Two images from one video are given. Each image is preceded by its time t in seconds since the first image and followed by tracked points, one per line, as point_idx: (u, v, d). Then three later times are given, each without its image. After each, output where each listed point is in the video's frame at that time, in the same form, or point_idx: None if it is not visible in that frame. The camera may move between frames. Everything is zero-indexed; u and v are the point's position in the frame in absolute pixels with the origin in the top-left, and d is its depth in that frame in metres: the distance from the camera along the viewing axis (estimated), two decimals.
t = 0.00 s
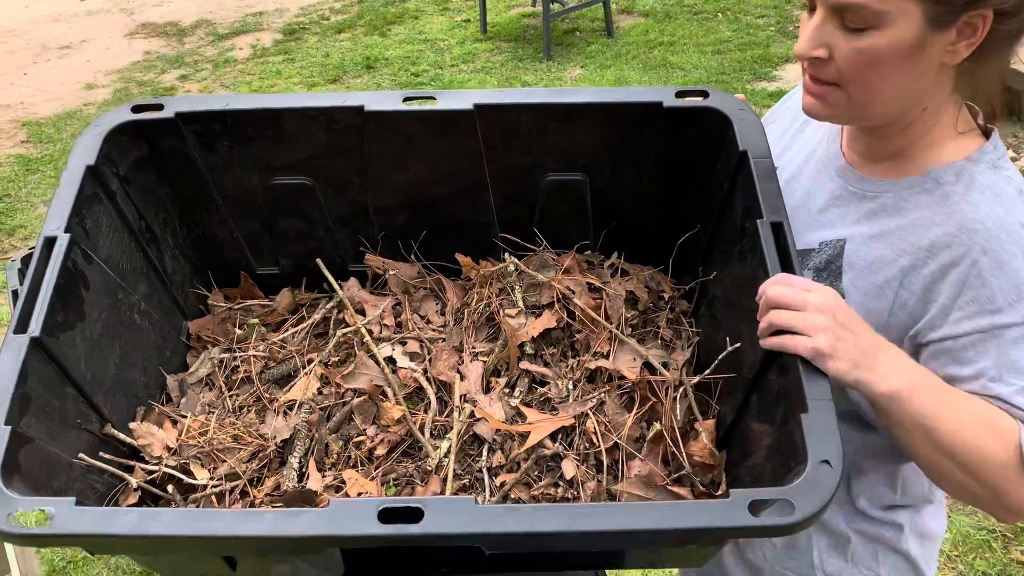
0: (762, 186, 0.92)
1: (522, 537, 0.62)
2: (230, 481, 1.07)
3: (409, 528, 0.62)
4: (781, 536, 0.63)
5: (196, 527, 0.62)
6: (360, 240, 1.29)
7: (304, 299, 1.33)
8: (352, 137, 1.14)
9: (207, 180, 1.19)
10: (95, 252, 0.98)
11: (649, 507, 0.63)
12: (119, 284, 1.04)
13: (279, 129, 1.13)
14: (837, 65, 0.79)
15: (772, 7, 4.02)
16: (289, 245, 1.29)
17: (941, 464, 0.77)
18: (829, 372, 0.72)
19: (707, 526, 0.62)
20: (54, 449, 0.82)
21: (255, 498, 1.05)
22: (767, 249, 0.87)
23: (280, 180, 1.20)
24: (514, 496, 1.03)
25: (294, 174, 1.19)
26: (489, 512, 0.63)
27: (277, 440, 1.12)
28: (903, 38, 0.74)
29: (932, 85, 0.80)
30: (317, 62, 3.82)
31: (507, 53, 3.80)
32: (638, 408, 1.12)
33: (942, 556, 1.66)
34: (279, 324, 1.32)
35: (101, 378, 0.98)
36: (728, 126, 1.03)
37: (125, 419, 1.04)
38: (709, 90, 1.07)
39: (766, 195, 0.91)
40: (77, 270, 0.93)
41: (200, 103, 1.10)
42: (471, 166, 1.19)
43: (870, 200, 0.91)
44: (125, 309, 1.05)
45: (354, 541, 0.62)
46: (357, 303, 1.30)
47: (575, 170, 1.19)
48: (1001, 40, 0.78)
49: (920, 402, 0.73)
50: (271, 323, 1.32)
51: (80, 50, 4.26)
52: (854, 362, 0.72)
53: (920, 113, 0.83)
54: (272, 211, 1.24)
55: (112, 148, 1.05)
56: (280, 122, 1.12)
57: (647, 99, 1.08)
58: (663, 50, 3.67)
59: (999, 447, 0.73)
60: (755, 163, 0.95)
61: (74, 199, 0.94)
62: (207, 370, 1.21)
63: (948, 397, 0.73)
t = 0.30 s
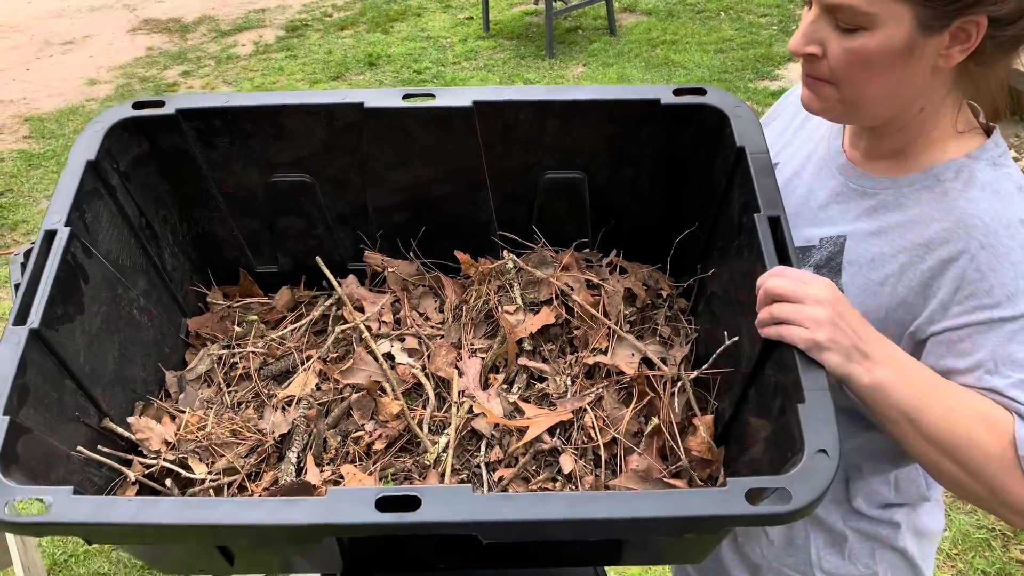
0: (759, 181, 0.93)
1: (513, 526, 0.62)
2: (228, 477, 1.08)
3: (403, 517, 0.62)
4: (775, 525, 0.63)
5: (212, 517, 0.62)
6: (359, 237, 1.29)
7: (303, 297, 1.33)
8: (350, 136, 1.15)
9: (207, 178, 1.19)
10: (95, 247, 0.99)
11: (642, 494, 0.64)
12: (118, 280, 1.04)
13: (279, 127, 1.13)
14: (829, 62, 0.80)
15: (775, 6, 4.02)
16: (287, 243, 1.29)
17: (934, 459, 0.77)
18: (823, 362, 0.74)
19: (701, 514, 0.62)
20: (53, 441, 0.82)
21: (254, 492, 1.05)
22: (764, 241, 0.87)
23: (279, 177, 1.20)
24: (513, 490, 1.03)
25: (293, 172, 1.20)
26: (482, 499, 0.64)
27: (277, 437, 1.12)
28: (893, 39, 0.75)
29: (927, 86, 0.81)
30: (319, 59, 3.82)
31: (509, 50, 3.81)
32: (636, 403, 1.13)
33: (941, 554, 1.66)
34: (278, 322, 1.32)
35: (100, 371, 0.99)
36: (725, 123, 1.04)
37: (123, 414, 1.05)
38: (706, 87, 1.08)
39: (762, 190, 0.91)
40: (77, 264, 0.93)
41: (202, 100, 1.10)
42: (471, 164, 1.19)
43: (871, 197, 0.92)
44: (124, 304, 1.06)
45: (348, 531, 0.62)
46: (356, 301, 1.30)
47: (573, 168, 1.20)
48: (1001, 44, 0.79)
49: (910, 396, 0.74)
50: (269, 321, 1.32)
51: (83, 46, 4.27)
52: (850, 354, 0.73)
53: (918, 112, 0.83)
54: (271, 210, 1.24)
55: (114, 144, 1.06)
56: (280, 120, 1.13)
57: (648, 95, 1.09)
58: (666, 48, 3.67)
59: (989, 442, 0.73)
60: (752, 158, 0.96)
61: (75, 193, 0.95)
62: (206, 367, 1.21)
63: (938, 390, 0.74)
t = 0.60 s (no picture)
0: (755, 168, 0.93)
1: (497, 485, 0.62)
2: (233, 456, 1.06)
3: (392, 476, 0.62)
4: (760, 489, 0.62)
5: (203, 473, 0.63)
6: (370, 236, 1.30)
7: (315, 294, 1.33)
8: (361, 137, 1.16)
9: (225, 175, 1.20)
10: (115, 233, 1.00)
11: (629, 456, 0.64)
12: (135, 268, 1.04)
13: (290, 122, 1.14)
14: (818, 56, 0.81)
15: (778, 4, 4.02)
16: (302, 242, 1.29)
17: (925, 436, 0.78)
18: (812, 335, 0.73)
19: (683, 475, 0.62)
20: (65, 413, 0.82)
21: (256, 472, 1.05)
22: (756, 226, 0.87)
23: (293, 176, 1.21)
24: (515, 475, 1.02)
25: (308, 170, 1.21)
26: (471, 459, 0.64)
27: (287, 430, 1.12)
28: (882, 35, 0.76)
29: (917, 81, 0.81)
30: (322, 55, 3.82)
31: (512, 47, 3.80)
32: (633, 387, 1.13)
33: (941, 551, 1.67)
34: (291, 317, 1.32)
35: (114, 351, 0.99)
36: (722, 116, 1.05)
37: (136, 395, 1.05)
38: (702, 82, 1.09)
39: (755, 174, 0.92)
40: (95, 249, 0.94)
41: (219, 99, 1.11)
42: (477, 162, 1.20)
43: (861, 184, 0.93)
44: (140, 292, 1.05)
45: (337, 486, 0.63)
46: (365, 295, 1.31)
47: (578, 165, 1.20)
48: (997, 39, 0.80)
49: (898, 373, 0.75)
50: (284, 316, 1.32)
51: (85, 41, 4.27)
52: (839, 329, 0.74)
53: (908, 102, 0.84)
54: (285, 206, 1.24)
55: (136, 138, 1.08)
56: (292, 116, 1.14)
57: (645, 91, 1.10)
58: (668, 46, 3.67)
59: (980, 419, 0.73)
60: (745, 148, 0.96)
61: (96, 182, 0.97)
62: (219, 358, 1.22)
63: (928, 366, 0.75)
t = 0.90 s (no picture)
0: (764, 168, 0.93)
1: (522, 490, 0.64)
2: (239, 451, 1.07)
3: (411, 482, 0.63)
4: (775, 495, 0.64)
5: (222, 477, 0.64)
6: (368, 229, 1.30)
7: (316, 285, 1.33)
8: (366, 129, 1.16)
9: (226, 164, 1.20)
10: (116, 226, 1.00)
11: (646, 465, 0.65)
12: (135, 259, 1.04)
13: (295, 114, 1.14)
14: (815, 41, 0.82)
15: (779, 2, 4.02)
16: (299, 233, 1.30)
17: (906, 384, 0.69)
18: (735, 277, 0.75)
19: (702, 479, 0.63)
20: (68, 411, 0.82)
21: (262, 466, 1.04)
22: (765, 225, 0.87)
23: (294, 166, 1.21)
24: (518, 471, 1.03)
25: (310, 161, 1.21)
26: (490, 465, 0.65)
27: (290, 417, 1.12)
28: (877, 19, 0.75)
29: (911, 67, 0.81)
30: (323, 52, 3.82)
31: (513, 45, 3.80)
32: (640, 386, 1.14)
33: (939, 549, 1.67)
34: (293, 308, 1.33)
35: (117, 346, 0.99)
36: (731, 116, 1.06)
37: (138, 390, 1.05)
38: (712, 81, 1.10)
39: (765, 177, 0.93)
40: (97, 241, 0.94)
41: (221, 88, 1.11)
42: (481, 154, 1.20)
43: (859, 171, 0.93)
44: (140, 284, 1.06)
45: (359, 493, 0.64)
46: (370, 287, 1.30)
47: (583, 160, 1.20)
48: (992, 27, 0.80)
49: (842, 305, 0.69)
50: (283, 307, 1.32)
51: (86, 37, 4.27)
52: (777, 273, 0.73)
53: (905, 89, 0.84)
54: (284, 196, 1.25)
55: (137, 128, 1.08)
56: (297, 108, 1.14)
57: (652, 88, 1.10)
58: (669, 44, 3.66)
59: (943, 332, 0.67)
60: (757, 149, 0.96)
61: (98, 171, 0.97)
62: (220, 350, 1.22)
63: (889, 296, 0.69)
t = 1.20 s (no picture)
0: (770, 166, 0.94)
1: (516, 498, 0.64)
2: (241, 445, 1.08)
3: (409, 487, 0.64)
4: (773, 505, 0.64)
5: (222, 481, 0.64)
6: (373, 222, 1.31)
7: (318, 274, 1.33)
8: (368, 118, 1.16)
9: (227, 153, 1.21)
10: (117, 218, 1.00)
11: (641, 471, 0.65)
12: (137, 252, 1.05)
13: (298, 104, 1.15)
14: (821, 31, 0.81)
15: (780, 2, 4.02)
16: (305, 220, 1.30)
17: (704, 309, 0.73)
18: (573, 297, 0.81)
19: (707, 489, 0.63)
20: (71, 407, 0.83)
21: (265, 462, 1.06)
22: (773, 228, 0.87)
23: (296, 156, 1.21)
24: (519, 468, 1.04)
25: (311, 150, 1.21)
26: (485, 472, 0.66)
27: (288, 409, 1.13)
28: (889, 16, 0.76)
29: (910, 67, 0.81)
30: (324, 49, 3.82)
31: (514, 43, 3.80)
32: (642, 384, 1.14)
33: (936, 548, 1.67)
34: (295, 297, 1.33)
35: (118, 339, 0.99)
36: (741, 111, 1.06)
37: (140, 382, 1.05)
38: (721, 73, 1.10)
39: (772, 177, 0.93)
40: (98, 236, 0.94)
41: (224, 77, 1.12)
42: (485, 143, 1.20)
43: (852, 166, 0.93)
44: (142, 275, 1.06)
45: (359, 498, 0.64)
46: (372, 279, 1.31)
47: (588, 151, 1.20)
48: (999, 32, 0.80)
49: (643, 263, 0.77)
50: (285, 296, 1.33)
51: (87, 34, 4.27)
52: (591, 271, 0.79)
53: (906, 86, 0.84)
54: (286, 183, 1.25)
55: (136, 118, 1.08)
56: (299, 99, 1.14)
57: (655, 79, 1.10)
58: (670, 43, 3.67)
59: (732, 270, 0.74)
60: (765, 143, 0.97)
61: (99, 163, 0.97)
62: (223, 339, 1.22)
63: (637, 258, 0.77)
